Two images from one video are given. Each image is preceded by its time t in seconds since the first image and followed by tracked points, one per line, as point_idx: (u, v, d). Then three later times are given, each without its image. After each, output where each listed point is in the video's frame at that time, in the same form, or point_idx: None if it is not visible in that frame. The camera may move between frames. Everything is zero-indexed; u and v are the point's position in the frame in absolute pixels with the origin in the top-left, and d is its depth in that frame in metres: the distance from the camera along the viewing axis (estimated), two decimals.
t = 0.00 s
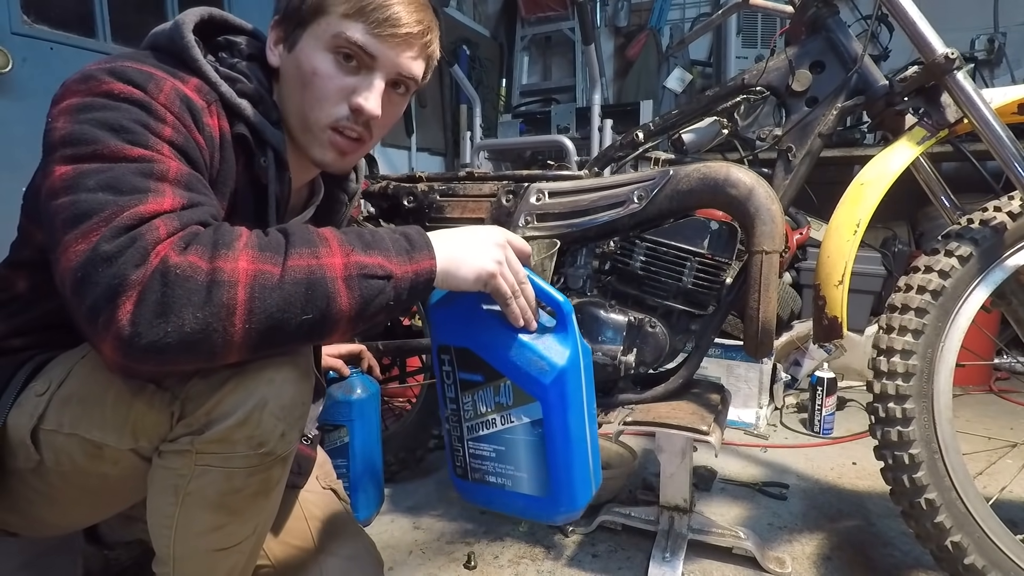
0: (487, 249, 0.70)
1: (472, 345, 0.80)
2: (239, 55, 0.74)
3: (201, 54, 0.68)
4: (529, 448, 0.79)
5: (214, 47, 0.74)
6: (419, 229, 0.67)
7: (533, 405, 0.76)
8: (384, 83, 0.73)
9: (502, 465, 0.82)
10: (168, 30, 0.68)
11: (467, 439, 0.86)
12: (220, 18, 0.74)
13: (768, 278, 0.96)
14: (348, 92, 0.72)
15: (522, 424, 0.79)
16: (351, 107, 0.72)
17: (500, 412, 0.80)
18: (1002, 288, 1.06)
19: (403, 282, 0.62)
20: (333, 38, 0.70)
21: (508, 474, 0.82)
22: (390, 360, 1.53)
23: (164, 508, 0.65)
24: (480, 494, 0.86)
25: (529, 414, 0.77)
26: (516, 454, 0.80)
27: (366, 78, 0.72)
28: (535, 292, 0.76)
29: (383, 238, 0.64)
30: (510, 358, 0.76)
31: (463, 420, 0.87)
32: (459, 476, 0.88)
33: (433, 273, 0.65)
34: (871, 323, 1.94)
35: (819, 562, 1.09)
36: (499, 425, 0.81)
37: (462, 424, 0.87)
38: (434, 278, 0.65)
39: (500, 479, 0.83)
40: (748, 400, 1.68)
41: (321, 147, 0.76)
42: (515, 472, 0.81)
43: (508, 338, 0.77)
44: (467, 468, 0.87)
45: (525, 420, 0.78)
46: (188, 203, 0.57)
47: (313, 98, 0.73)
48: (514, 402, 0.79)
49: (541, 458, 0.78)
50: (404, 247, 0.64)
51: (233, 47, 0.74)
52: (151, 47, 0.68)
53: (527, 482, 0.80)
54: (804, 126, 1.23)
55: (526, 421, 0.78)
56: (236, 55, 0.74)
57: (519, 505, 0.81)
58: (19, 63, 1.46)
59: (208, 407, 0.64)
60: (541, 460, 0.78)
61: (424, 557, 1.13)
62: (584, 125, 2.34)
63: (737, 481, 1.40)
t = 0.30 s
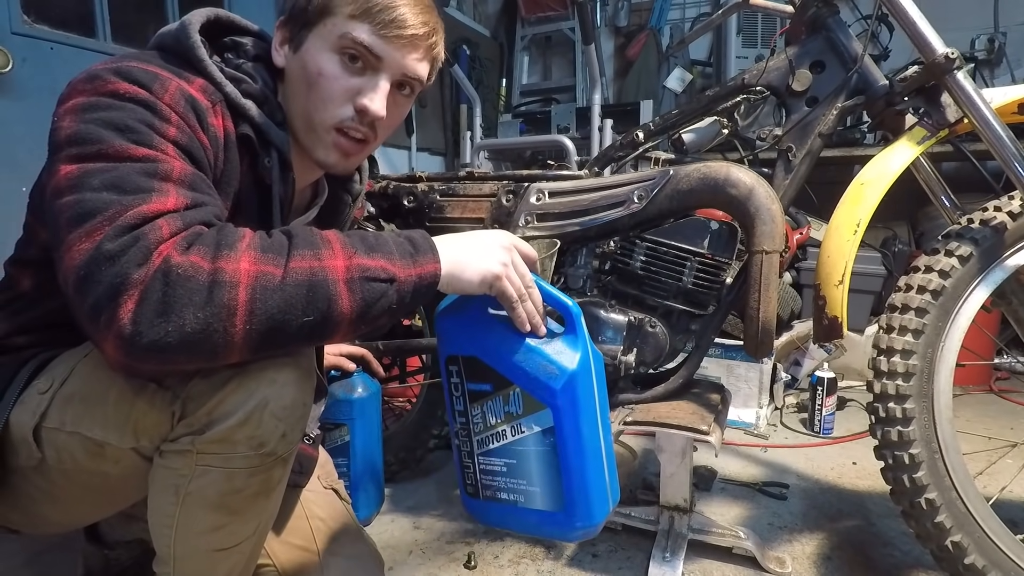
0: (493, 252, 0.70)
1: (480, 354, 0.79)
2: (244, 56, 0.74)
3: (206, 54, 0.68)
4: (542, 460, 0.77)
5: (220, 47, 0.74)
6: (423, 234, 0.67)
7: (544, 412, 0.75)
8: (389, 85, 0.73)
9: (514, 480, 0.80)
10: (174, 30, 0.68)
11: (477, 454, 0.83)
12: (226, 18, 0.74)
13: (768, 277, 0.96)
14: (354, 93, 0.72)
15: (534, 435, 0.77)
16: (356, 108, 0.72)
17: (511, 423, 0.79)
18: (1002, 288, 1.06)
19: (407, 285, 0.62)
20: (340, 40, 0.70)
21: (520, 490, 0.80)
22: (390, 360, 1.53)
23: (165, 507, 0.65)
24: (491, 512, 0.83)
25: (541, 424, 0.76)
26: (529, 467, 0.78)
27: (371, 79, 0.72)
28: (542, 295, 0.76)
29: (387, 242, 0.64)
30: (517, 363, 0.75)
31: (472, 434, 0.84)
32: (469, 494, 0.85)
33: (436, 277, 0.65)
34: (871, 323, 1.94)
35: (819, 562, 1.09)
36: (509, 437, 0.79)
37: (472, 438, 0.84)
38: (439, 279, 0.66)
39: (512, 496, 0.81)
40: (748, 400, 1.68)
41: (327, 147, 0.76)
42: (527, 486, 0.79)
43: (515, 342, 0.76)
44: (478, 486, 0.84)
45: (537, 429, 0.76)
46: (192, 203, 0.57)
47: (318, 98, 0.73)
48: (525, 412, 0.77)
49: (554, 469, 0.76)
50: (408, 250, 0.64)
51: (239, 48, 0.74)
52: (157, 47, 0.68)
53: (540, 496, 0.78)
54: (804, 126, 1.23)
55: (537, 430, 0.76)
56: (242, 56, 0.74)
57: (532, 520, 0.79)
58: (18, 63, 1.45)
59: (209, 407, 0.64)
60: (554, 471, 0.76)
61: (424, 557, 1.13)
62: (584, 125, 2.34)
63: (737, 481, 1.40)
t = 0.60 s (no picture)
0: (494, 254, 0.70)
1: (480, 353, 0.79)
2: (243, 55, 0.74)
3: (205, 54, 0.68)
4: (537, 459, 0.77)
5: (219, 47, 0.75)
6: (425, 233, 0.67)
7: (542, 414, 0.75)
8: (387, 84, 0.73)
9: (509, 476, 0.80)
10: (173, 30, 0.68)
11: (473, 449, 0.83)
12: (225, 18, 0.74)
13: (768, 277, 0.96)
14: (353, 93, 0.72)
15: (530, 435, 0.77)
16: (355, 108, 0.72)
17: (507, 422, 0.79)
18: (1002, 288, 1.06)
19: (408, 287, 0.62)
20: (338, 39, 0.70)
21: (514, 485, 0.80)
22: (390, 360, 1.53)
23: (167, 507, 0.65)
24: (484, 505, 0.84)
25: (537, 424, 0.76)
26: (524, 465, 0.78)
27: (369, 77, 0.72)
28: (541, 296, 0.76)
29: (389, 242, 0.64)
30: (518, 367, 0.75)
31: (470, 430, 0.84)
32: (463, 487, 0.86)
33: (438, 278, 0.65)
34: (871, 322, 1.94)
35: (819, 562, 1.09)
36: (506, 435, 0.79)
37: (469, 433, 0.84)
38: (440, 281, 0.65)
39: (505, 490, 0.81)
40: (748, 400, 1.68)
41: (326, 145, 0.76)
42: (521, 482, 0.79)
43: (516, 344, 0.76)
44: (473, 480, 0.84)
45: (533, 429, 0.76)
46: (193, 202, 0.57)
47: (317, 97, 0.73)
48: (521, 412, 0.77)
49: (549, 469, 0.76)
50: (410, 251, 0.64)
51: (237, 47, 0.75)
52: (155, 47, 0.68)
53: (534, 494, 0.78)
54: (804, 126, 1.23)
55: (534, 430, 0.76)
56: (240, 56, 0.74)
57: (526, 516, 0.80)
58: (19, 63, 1.46)
59: (210, 407, 0.64)
60: (549, 470, 0.76)
61: (424, 557, 1.13)
62: (584, 125, 2.34)
63: (737, 481, 1.40)
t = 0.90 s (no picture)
0: (493, 257, 0.70)
1: (475, 353, 0.79)
2: (237, 54, 0.74)
3: (200, 52, 0.68)
4: (527, 462, 0.77)
5: (213, 46, 0.75)
6: (425, 233, 0.67)
7: (533, 418, 0.75)
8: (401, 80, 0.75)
9: (499, 475, 0.80)
10: (167, 29, 0.68)
11: (466, 445, 0.84)
12: (219, 16, 0.74)
13: (768, 277, 0.96)
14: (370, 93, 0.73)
15: (521, 437, 0.77)
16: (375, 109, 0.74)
17: (499, 422, 0.79)
18: (1002, 288, 1.06)
19: (406, 288, 0.62)
20: (352, 41, 0.70)
21: (504, 484, 0.80)
22: (390, 360, 1.53)
23: (166, 507, 0.65)
24: (473, 500, 0.85)
25: (528, 428, 0.76)
26: (514, 465, 0.79)
27: (384, 75, 0.73)
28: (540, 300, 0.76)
29: (389, 242, 0.64)
30: (513, 371, 0.75)
31: (463, 427, 0.85)
32: (456, 481, 0.87)
33: (438, 278, 0.65)
34: (872, 322, 1.94)
35: (819, 562, 1.09)
36: (497, 435, 0.80)
37: (462, 430, 0.85)
38: (439, 282, 0.65)
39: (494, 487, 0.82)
40: (748, 400, 1.68)
41: (346, 147, 0.77)
42: (510, 482, 0.79)
43: (511, 348, 0.75)
44: (465, 475, 0.85)
45: (524, 432, 0.77)
46: (191, 202, 0.57)
47: (333, 102, 0.73)
48: (513, 415, 0.77)
49: (537, 471, 0.76)
50: (410, 251, 0.64)
51: (231, 46, 0.75)
52: (150, 46, 0.68)
53: (522, 494, 0.79)
54: (804, 126, 1.23)
55: (525, 433, 0.77)
56: (235, 54, 0.74)
57: (513, 514, 0.80)
58: (19, 63, 1.45)
59: (209, 407, 0.64)
60: (538, 473, 0.77)
61: (424, 557, 1.13)
62: (584, 125, 2.34)
63: (738, 481, 1.40)
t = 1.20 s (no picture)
0: (491, 256, 0.70)
1: (477, 356, 0.78)
2: (231, 52, 0.75)
3: (193, 50, 0.68)
4: (535, 464, 0.77)
5: (207, 44, 0.75)
6: (422, 233, 0.68)
7: (539, 417, 0.75)
8: (394, 71, 0.74)
9: (506, 481, 0.80)
10: (160, 28, 0.68)
11: (470, 454, 0.83)
12: (214, 14, 0.74)
13: (768, 277, 0.96)
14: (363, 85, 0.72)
15: (528, 439, 0.77)
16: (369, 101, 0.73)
17: (504, 426, 0.78)
18: (1002, 288, 1.06)
19: (403, 287, 0.62)
20: (343, 32, 0.70)
21: (511, 491, 0.80)
22: (390, 360, 1.53)
23: (163, 508, 0.65)
24: (481, 512, 0.83)
25: (535, 428, 0.76)
26: (522, 469, 0.78)
27: (377, 67, 0.73)
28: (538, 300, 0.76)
29: (385, 242, 0.64)
30: (515, 369, 0.75)
31: (466, 435, 0.83)
32: (460, 493, 0.85)
33: (435, 278, 0.65)
34: (872, 322, 1.94)
35: (819, 562, 1.09)
36: (503, 440, 0.79)
37: (465, 438, 0.83)
38: (437, 281, 0.66)
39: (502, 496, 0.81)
40: (748, 400, 1.68)
41: (340, 141, 0.76)
42: (518, 486, 0.79)
43: (512, 347, 0.76)
44: (470, 486, 0.84)
45: (531, 433, 0.76)
46: (185, 201, 0.58)
47: (326, 94, 0.73)
48: (518, 416, 0.77)
49: (546, 472, 0.76)
50: (407, 251, 0.64)
51: (226, 44, 0.75)
52: (143, 45, 0.68)
53: (532, 498, 0.78)
54: (804, 126, 1.23)
55: (531, 434, 0.76)
56: (230, 52, 0.75)
57: (523, 521, 0.79)
58: (19, 63, 1.45)
59: (205, 407, 0.64)
60: (547, 474, 0.76)
61: (424, 556, 1.13)
62: (584, 125, 2.34)
63: (737, 481, 1.40)
